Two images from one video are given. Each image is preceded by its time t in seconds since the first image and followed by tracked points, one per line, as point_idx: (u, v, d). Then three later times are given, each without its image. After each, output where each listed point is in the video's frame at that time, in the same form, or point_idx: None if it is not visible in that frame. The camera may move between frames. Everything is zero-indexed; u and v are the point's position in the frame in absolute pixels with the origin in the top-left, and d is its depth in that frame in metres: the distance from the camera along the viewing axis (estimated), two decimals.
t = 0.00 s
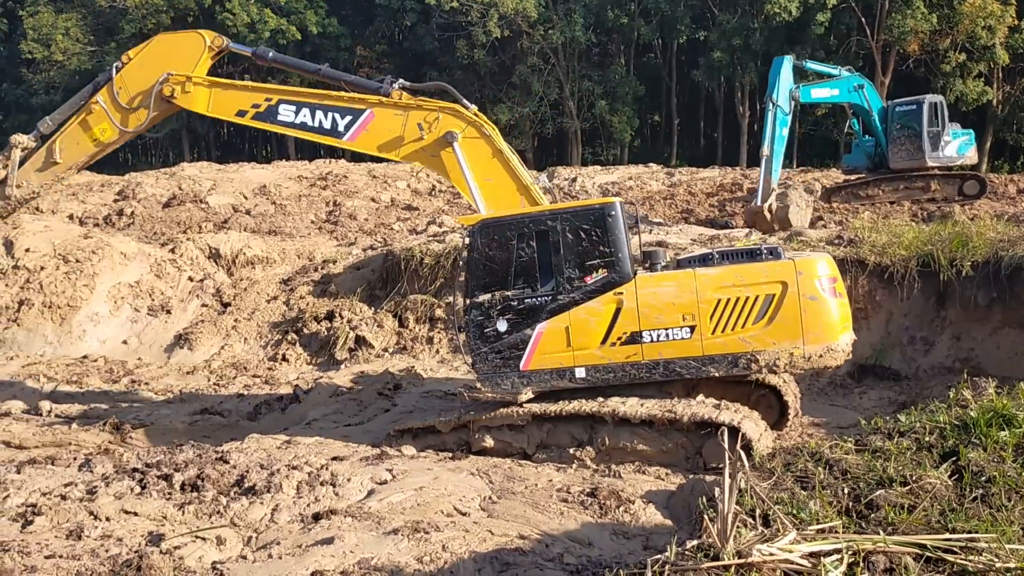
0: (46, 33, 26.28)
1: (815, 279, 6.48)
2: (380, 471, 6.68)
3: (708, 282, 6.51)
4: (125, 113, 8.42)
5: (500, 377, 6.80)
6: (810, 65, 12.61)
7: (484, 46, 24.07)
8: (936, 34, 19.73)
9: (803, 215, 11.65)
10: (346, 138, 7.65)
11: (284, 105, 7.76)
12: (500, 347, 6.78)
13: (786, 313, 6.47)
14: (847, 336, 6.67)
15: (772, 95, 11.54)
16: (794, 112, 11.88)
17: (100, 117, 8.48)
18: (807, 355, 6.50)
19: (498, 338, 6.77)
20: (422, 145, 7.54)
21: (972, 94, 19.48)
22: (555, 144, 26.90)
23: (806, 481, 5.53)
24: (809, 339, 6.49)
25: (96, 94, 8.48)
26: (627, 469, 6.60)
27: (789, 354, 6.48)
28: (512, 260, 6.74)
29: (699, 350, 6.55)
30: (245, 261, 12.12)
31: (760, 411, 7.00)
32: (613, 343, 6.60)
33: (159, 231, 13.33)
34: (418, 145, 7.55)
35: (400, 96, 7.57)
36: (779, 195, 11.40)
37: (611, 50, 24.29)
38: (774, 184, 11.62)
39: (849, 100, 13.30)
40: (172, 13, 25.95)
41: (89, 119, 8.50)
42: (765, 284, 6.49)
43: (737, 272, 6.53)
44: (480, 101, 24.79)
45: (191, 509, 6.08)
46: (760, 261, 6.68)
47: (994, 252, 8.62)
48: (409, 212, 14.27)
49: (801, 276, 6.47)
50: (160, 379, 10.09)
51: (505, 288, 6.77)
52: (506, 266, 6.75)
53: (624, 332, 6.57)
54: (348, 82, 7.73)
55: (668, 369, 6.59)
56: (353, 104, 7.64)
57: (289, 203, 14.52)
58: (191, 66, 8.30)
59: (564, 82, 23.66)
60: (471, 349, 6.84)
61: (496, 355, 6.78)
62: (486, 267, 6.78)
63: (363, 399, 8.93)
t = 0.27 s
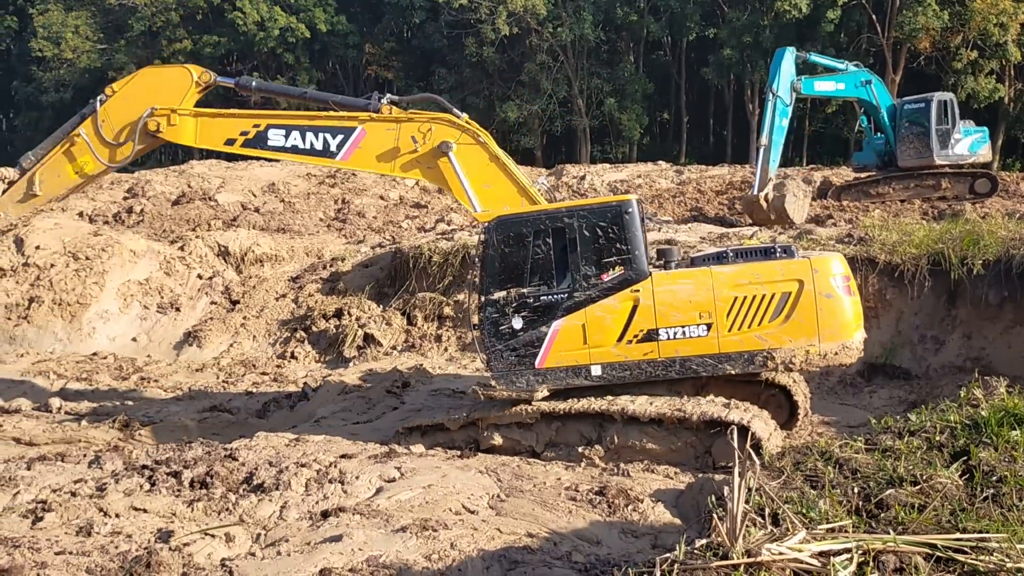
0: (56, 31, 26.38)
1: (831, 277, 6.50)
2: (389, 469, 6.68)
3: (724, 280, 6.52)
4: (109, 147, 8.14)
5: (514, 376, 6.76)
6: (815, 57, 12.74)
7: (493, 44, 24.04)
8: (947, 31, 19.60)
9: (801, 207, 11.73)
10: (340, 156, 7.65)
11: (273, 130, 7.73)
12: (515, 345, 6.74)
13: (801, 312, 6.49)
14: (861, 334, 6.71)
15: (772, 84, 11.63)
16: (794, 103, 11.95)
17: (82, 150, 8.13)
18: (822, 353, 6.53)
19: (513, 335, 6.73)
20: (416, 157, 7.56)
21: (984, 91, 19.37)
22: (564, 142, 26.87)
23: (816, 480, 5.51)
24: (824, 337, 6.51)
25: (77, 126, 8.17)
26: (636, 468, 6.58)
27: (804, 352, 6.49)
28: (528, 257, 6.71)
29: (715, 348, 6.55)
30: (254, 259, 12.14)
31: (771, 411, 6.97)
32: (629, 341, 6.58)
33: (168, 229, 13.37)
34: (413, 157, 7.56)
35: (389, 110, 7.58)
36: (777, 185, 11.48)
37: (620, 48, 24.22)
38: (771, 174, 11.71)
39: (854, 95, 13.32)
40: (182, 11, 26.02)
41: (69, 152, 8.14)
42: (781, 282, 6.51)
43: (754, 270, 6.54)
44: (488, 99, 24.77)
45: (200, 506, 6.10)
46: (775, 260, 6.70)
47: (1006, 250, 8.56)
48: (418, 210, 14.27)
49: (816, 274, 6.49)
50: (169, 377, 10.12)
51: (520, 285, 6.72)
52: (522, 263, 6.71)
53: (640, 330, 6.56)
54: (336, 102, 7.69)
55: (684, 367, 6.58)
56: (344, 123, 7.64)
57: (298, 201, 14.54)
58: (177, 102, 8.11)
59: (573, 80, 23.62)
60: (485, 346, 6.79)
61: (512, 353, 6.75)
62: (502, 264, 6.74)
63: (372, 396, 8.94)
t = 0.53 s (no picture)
0: (68, 29, 26.52)
1: (844, 275, 6.54)
2: (399, 466, 6.71)
3: (739, 278, 6.56)
4: (101, 183, 7.63)
5: (529, 373, 6.76)
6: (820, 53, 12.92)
7: (503, 42, 24.06)
8: (959, 30, 19.52)
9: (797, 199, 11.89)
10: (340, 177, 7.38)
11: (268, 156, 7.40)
12: (530, 342, 6.74)
13: (815, 309, 6.52)
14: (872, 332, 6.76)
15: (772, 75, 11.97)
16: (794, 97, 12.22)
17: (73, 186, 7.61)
18: (835, 350, 6.57)
19: (527, 334, 6.73)
20: (415, 170, 7.37)
21: (996, 90, 19.29)
22: (573, 140, 26.87)
23: (826, 479, 5.51)
24: (838, 334, 6.54)
25: (68, 160, 7.65)
26: (645, 466, 6.60)
27: (818, 349, 6.53)
28: (543, 255, 6.72)
29: (730, 345, 6.58)
30: (264, 256, 12.20)
31: (780, 410, 6.99)
32: (644, 339, 6.60)
33: (180, 226, 13.44)
34: (411, 172, 7.37)
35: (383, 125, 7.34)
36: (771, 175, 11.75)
37: (630, 46, 24.20)
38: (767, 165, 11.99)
39: (857, 91, 13.52)
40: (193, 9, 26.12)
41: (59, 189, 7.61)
42: (795, 280, 6.55)
43: (768, 268, 6.58)
44: (497, 98, 24.79)
45: (212, 502, 6.14)
46: (787, 258, 6.73)
47: (1017, 249, 8.53)
48: (428, 208, 14.30)
49: (830, 272, 6.53)
50: (180, 374, 10.18)
51: (535, 283, 6.73)
52: (537, 261, 6.72)
53: (655, 328, 6.58)
54: (329, 124, 7.39)
55: (699, 364, 6.60)
56: (339, 142, 7.37)
57: (309, 199, 14.59)
58: (171, 137, 7.59)
59: (582, 78, 23.62)
60: (500, 344, 6.79)
61: (526, 351, 6.75)
62: (516, 262, 6.75)
63: (382, 393, 8.97)
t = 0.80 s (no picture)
0: (79, 27, 26.64)
1: (854, 272, 6.56)
2: (406, 463, 6.72)
3: (749, 276, 6.56)
4: (94, 224, 7.27)
5: (540, 372, 6.72)
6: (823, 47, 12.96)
7: (511, 40, 24.05)
8: (969, 28, 19.43)
9: (786, 188, 12.25)
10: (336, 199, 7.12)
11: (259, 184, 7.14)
12: (541, 340, 6.69)
13: (825, 307, 6.53)
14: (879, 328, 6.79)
15: (769, 65, 11.93)
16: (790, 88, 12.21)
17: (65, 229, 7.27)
18: (846, 347, 6.57)
19: (538, 332, 6.68)
20: (410, 186, 7.11)
21: (1007, 87, 19.21)
22: (581, 138, 26.84)
23: (833, 477, 5.50)
24: (847, 331, 6.55)
25: (58, 202, 7.30)
26: (652, 464, 6.60)
27: (829, 346, 6.53)
28: (553, 253, 6.67)
29: (741, 343, 6.57)
30: (273, 254, 12.21)
31: (787, 408, 6.98)
32: (655, 336, 6.59)
33: (189, 224, 13.49)
34: (408, 187, 7.12)
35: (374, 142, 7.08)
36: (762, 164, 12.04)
37: (639, 44, 24.14)
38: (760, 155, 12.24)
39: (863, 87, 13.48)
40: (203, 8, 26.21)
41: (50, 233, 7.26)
42: (805, 277, 6.56)
43: (778, 266, 6.59)
44: (506, 96, 24.80)
45: (220, 499, 6.17)
46: (796, 256, 6.74)
47: None
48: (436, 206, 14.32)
49: (840, 269, 6.55)
50: (189, 370, 10.21)
51: (546, 281, 6.68)
52: (547, 259, 6.67)
53: (666, 326, 6.57)
54: (320, 147, 7.14)
55: (710, 362, 6.60)
56: (331, 164, 7.10)
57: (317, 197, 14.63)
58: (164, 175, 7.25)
59: (591, 76, 23.59)
60: (510, 342, 6.75)
61: (537, 349, 6.70)
62: (527, 259, 6.70)
63: (389, 391, 8.99)
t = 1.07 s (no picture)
0: (86, 25, 26.72)
1: (863, 269, 6.55)
2: (412, 461, 6.73)
3: (759, 273, 6.55)
4: (89, 274, 7.26)
5: (549, 370, 6.70)
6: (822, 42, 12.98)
7: (517, 38, 24.04)
8: (977, 25, 19.35)
9: (775, 179, 12.18)
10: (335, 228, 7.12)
11: (256, 222, 7.16)
12: (550, 338, 6.68)
13: (835, 304, 6.52)
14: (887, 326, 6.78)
15: (761, 60, 12.04)
16: (784, 81, 12.27)
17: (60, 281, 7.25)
18: (855, 344, 6.55)
19: (548, 330, 6.67)
20: (406, 206, 7.11)
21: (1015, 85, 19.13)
22: (587, 136, 26.83)
23: (840, 476, 5.50)
24: (857, 328, 6.53)
25: (52, 252, 7.27)
26: (658, 462, 6.61)
27: (838, 343, 6.52)
28: (563, 251, 6.67)
29: (751, 340, 6.56)
30: (279, 251, 12.23)
31: (794, 406, 6.98)
32: (665, 334, 6.57)
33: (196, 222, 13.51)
34: (404, 208, 7.11)
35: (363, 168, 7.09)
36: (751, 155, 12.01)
37: (646, 42, 24.09)
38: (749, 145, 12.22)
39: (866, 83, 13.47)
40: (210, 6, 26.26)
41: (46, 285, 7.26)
42: (815, 274, 6.54)
43: (788, 263, 6.58)
44: (512, 94, 24.80)
45: (227, 496, 6.19)
46: (805, 252, 6.74)
47: None
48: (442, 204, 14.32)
49: (848, 267, 6.53)
50: (195, 368, 10.25)
51: (556, 278, 6.68)
52: (558, 256, 6.67)
53: (676, 323, 6.55)
54: (312, 177, 7.16)
55: (719, 359, 6.58)
56: (323, 192, 7.10)
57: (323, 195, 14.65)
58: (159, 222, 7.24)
59: (597, 74, 23.56)
60: (520, 340, 6.73)
61: (547, 346, 6.69)
62: (537, 257, 6.69)
63: (395, 388, 9.01)
